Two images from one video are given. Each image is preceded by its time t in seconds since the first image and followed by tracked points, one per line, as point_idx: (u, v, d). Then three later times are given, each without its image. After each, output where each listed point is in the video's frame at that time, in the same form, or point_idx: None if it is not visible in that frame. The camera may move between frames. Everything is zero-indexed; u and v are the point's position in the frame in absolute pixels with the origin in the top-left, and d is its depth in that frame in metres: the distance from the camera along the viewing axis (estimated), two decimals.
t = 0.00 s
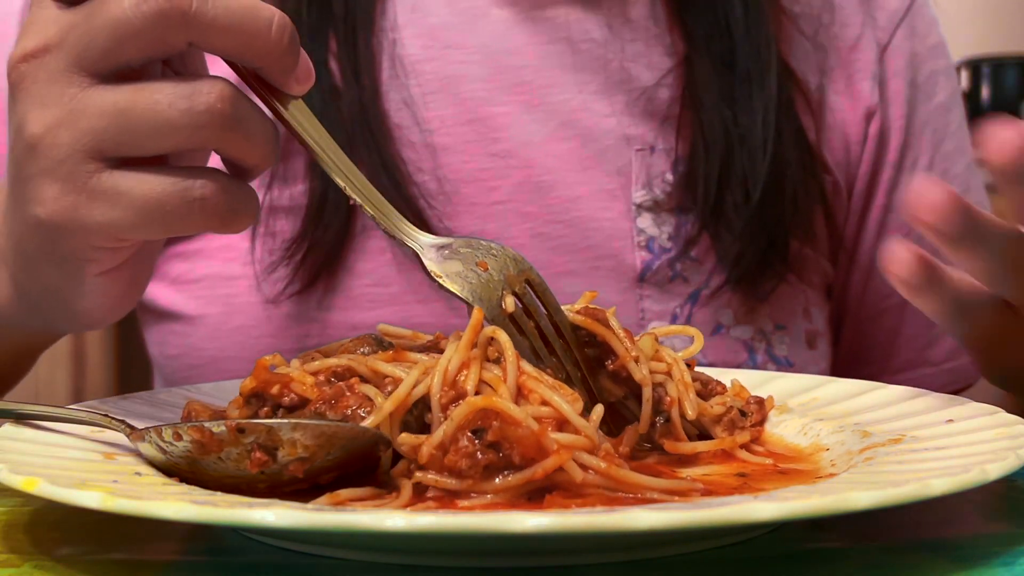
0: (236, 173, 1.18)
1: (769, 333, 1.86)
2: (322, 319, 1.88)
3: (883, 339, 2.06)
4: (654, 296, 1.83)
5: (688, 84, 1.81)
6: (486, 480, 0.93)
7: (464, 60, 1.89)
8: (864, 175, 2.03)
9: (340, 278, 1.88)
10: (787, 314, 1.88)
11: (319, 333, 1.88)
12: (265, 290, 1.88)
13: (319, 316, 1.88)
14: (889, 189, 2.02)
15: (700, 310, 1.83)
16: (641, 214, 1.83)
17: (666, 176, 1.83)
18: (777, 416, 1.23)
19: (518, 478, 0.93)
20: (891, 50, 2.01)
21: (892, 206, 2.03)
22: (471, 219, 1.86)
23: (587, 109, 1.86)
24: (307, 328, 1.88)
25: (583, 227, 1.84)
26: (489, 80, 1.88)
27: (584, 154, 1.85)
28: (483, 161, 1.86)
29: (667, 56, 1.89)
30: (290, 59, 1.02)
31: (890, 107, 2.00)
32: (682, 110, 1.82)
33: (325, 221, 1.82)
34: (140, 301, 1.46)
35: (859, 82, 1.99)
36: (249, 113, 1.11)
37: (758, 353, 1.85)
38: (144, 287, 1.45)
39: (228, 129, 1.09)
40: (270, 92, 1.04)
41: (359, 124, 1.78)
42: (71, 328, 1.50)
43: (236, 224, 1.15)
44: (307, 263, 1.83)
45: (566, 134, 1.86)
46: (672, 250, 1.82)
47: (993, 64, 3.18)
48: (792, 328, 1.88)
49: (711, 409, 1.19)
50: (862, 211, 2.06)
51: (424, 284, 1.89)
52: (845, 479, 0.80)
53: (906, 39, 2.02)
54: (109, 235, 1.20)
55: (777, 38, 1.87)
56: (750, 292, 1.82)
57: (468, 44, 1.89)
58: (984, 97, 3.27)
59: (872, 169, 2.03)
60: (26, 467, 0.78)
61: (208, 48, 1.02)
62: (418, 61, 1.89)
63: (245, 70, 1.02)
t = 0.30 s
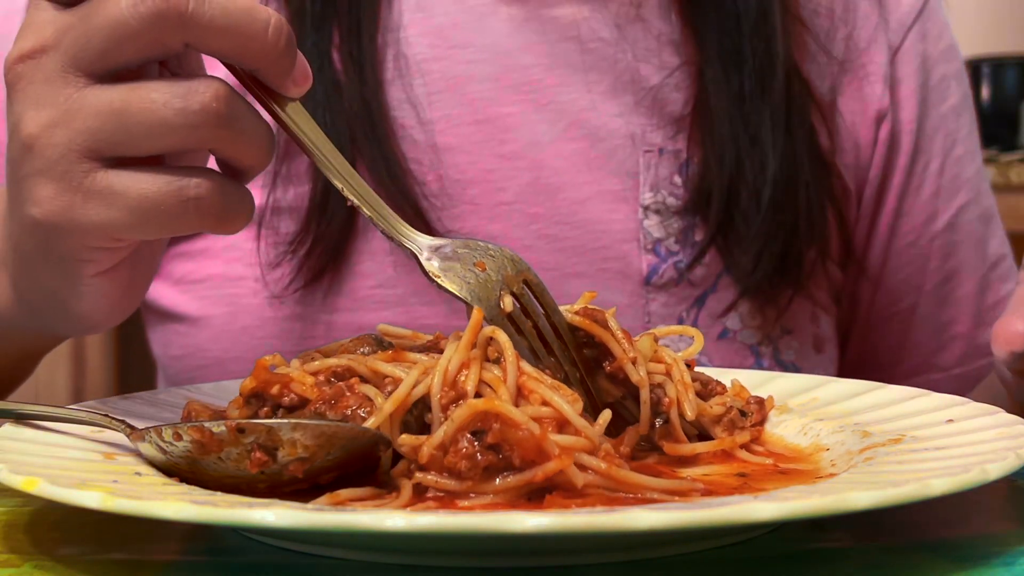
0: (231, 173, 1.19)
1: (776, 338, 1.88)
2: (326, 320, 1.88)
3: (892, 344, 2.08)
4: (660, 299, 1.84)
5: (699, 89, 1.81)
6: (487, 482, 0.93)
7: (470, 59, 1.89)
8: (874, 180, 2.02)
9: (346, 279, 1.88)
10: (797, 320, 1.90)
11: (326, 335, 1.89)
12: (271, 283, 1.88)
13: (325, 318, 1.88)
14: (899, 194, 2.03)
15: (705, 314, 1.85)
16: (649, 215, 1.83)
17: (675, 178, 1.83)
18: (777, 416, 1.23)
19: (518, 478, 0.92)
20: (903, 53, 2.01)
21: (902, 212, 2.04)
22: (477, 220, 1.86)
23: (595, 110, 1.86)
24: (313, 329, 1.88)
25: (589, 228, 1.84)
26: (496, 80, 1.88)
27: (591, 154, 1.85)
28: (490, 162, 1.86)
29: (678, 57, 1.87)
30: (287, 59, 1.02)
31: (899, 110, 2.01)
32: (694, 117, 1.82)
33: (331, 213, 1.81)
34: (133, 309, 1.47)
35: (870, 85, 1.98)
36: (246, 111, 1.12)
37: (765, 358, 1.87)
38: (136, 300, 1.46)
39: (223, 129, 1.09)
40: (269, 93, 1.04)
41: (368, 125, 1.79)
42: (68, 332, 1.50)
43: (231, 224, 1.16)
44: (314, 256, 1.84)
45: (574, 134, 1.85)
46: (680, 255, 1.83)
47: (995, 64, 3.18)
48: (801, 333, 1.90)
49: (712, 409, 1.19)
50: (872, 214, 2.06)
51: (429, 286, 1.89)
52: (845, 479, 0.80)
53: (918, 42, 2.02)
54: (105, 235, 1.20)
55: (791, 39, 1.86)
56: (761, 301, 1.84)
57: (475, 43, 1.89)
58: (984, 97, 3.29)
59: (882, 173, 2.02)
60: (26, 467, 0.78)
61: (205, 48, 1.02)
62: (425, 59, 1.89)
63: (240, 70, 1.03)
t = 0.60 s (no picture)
0: (232, 175, 1.18)
1: (776, 344, 1.87)
2: (326, 322, 1.88)
3: (892, 347, 2.08)
4: (659, 304, 1.84)
5: (699, 91, 1.81)
6: (487, 482, 0.93)
7: (472, 61, 1.89)
8: (877, 184, 2.02)
9: (346, 281, 1.88)
10: (797, 324, 1.90)
11: (325, 337, 1.89)
12: (270, 287, 1.88)
13: (324, 321, 1.88)
14: (901, 199, 2.03)
15: (705, 320, 1.85)
16: (649, 220, 1.83)
17: (675, 183, 1.84)
18: (777, 416, 1.23)
19: (519, 478, 0.92)
20: (907, 56, 2.02)
21: (904, 216, 2.04)
22: (477, 222, 1.86)
23: (596, 112, 1.86)
24: (312, 332, 1.88)
25: (589, 231, 1.84)
26: (498, 81, 1.88)
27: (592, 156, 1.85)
28: (491, 164, 1.87)
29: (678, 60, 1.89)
30: (286, 60, 1.02)
31: (902, 113, 2.00)
32: (694, 118, 1.82)
33: (330, 215, 1.81)
34: (136, 309, 1.47)
35: (873, 88, 1.98)
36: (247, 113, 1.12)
37: (765, 363, 1.87)
38: (139, 301, 1.46)
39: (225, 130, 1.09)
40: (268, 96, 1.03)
41: (368, 125, 1.79)
42: (70, 333, 1.49)
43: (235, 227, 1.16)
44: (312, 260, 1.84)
45: (574, 137, 1.85)
46: (681, 259, 1.83)
47: (994, 64, 3.18)
48: (800, 338, 1.90)
49: (712, 409, 1.19)
50: (875, 218, 2.05)
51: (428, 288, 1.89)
52: (845, 479, 0.80)
53: (921, 46, 2.02)
54: (106, 237, 1.20)
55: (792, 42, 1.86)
56: (764, 301, 1.83)
57: (476, 44, 1.89)
58: (984, 97, 3.30)
59: (884, 177, 2.02)
60: (26, 467, 0.78)
61: (205, 50, 1.02)
62: (425, 61, 1.89)
63: (239, 70, 1.02)
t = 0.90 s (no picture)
0: (233, 174, 1.19)
1: (778, 342, 1.87)
2: (328, 322, 1.89)
3: (894, 346, 2.09)
4: (662, 303, 1.84)
5: (701, 92, 1.82)
6: (487, 483, 0.93)
7: (474, 61, 1.88)
8: (878, 183, 2.02)
9: (347, 282, 1.89)
10: (798, 322, 1.89)
11: (326, 337, 1.89)
12: (274, 287, 1.88)
13: (326, 321, 1.89)
14: (902, 199, 2.03)
15: (708, 318, 1.85)
16: (651, 220, 1.84)
17: (677, 182, 1.84)
18: (777, 416, 1.23)
19: (519, 479, 0.92)
20: (908, 57, 2.01)
21: (906, 214, 2.04)
22: (479, 223, 1.86)
23: (598, 112, 1.86)
24: (315, 332, 1.89)
25: (591, 231, 1.85)
26: (500, 81, 1.87)
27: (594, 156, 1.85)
28: (493, 165, 1.87)
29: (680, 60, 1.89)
30: (286, 60, 1.02)
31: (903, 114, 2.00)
32: (694, 118, 1.83)
33: (333, 216, 1.80)
34: (138, 310, 1.47)
35: (875, 88, 1.98)
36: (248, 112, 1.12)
37: (767, 362, 1.87)
38: (140, 302, 1.47)
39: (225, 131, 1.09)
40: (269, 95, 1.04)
41: (371, 125, 1.79)
42: (71, 333, 1.49)
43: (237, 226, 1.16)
44: (314, 259, 1.83)
45: (576, 137, 1.85)
46: (683, 258, 1.83)
47: (994, 65, 3.19)
48: (802, 338, 1.90)
49: (711, 409, 1.19)
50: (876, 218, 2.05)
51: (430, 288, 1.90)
52: (845, 479, 0.80)
53: (922, 45, 2.02)
54: (107, 237, 1.20)
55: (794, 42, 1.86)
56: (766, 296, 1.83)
57: (478, 44, 1.88)
58: (984, 97, 3.30)
59: (885, 176, 2.02)
60: (26, 467, 0.78)
61: (205, 50, 1.02)
62: (427, 61, 1.89)
63: (239, 70, 1.02)
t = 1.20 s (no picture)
0: (233, 174, 1.18)
1: (772, 340, 1.86)
2: (325, 320, 1.89)
3: (892, 346, 2.07)
4: (657, 301, 1.84)
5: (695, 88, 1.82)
6: (487, 483, 0.93)
7: (470, 58, 1.89)
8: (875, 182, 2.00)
9: (345, 279, 1.88)
10: (793, 321, 1.87)
11: (324, 335, 1.89)
12: (271, 293, 1.88)
13: (324, 319, 1.89)
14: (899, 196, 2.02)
15: (702, 316, 1.83)
16: (645, 218, 1.84)
17: (670, 181, 1.83)
18: (776, 416, 1.23)
19: (519, 480, 0.92)
20: (901, 54, 2.03)
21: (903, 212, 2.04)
22: (475, 221, 1.86)
23: (594, 111, 1.87)
24: (313, 330, 1.89)
25: (589, 229, 1.85)
26: (497, 78, 1.89)
27: (591, 154, 1.86)
28: (491, 163, 1.87)
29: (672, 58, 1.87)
30: (287, 61, 1.02)
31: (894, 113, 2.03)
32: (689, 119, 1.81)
33: (331, 216, 1.81)
34: (137, 310, 1.47)
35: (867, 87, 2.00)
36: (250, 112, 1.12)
37: (762, 360, 1.85)
38: (140, 302, 1.47)
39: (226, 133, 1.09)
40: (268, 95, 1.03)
41: (365, 125, 1.80)
42: (70, 333, 1.49)
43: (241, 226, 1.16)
44: (312, 265, 1.84)
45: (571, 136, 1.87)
46: (676, 257, 1.83)
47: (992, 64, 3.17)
48: (797, 336, 1.87)
49: (711, 409, 1.19)
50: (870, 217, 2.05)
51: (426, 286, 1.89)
52: (844, 479, 0.80)
53: (918, 44, 2.04)
54: (109, 236, 1.20)
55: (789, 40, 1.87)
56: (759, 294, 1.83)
57: (474, 42, 1.89)
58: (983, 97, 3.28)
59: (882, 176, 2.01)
60: (26, 467, 0.78)
61: (205, 50, 1.02)
62: (423, 58, 1.89)
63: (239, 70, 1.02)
